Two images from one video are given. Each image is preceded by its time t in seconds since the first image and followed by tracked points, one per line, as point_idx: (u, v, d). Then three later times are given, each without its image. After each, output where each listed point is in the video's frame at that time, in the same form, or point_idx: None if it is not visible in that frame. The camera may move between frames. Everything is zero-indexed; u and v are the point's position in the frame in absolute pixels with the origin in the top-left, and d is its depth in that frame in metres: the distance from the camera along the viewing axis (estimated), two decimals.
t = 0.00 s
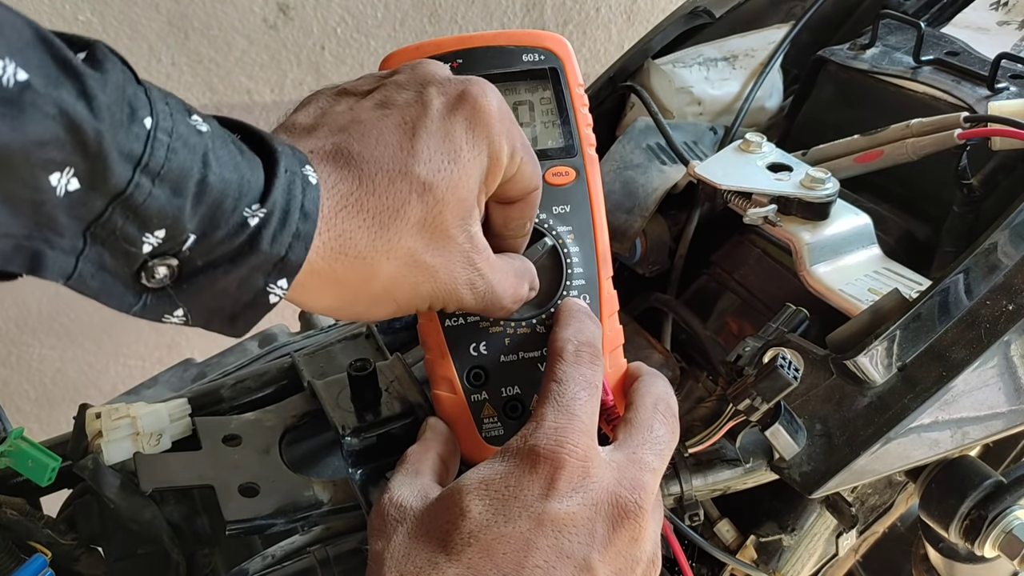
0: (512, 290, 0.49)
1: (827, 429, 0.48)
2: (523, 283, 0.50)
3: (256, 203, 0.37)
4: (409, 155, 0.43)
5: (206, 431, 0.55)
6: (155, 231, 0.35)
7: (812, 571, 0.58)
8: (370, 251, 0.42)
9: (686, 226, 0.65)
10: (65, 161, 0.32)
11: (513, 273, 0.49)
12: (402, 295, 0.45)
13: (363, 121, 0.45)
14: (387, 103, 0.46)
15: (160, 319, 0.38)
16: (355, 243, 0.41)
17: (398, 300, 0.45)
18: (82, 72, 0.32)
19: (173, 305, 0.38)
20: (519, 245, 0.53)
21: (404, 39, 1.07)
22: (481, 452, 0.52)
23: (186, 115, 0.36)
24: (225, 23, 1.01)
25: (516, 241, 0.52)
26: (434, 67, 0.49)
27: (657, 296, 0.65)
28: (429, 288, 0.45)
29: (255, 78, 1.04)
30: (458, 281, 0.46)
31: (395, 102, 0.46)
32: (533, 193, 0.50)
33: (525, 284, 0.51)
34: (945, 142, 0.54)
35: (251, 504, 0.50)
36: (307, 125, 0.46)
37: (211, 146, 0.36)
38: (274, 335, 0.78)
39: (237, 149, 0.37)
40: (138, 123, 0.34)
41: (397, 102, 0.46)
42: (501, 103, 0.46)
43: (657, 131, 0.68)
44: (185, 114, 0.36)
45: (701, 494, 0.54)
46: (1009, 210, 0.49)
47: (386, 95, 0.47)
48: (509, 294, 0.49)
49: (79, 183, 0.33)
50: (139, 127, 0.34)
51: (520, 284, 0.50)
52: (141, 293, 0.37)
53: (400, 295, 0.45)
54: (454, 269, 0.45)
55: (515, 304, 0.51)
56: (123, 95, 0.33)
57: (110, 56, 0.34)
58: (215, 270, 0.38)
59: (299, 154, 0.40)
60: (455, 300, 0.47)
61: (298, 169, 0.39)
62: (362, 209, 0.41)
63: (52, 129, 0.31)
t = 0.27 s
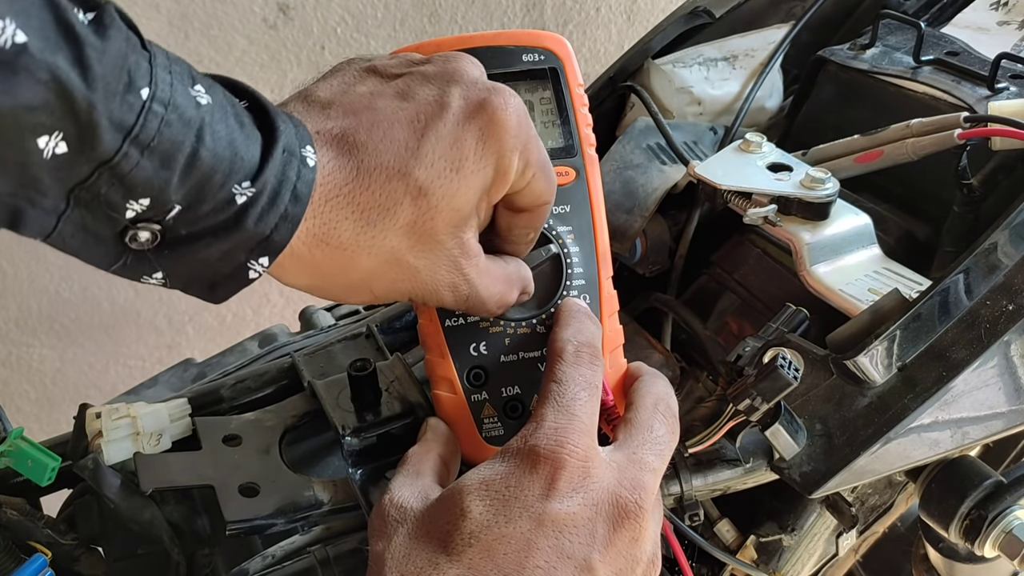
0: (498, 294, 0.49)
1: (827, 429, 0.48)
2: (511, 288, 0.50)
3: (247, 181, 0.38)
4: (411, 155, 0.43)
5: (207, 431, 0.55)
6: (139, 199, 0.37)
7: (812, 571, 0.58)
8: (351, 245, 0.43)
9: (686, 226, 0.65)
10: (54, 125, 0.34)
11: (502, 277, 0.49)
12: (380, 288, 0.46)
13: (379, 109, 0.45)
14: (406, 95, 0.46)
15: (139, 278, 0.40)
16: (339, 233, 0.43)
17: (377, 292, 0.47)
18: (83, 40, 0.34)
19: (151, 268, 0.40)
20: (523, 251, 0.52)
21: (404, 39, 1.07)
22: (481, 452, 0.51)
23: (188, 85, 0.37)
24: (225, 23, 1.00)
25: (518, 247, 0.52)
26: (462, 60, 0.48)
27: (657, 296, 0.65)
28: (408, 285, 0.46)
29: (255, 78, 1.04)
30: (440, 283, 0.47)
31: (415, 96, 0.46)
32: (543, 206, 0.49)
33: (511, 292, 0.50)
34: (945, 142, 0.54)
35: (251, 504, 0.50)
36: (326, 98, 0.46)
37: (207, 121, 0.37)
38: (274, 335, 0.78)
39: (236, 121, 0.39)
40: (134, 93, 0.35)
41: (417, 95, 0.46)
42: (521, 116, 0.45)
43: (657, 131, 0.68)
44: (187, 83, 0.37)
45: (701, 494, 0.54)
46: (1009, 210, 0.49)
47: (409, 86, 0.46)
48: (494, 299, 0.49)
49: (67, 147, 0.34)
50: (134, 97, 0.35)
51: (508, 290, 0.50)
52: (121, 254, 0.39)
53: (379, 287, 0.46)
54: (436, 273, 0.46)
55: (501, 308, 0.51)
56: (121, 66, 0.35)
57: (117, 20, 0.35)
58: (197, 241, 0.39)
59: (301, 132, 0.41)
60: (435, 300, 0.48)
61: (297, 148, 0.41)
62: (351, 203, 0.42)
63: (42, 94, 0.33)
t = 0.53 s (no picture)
0: (489, 297, 0.50)
1: (827, 429, 0.48)
2: (504, 290, 0.50)
3: (243, 170, 0.38)
4: (410, 160, 0.43)
5: (207, 431, 0.55)
6: (134, 183, 0.37)
7: (812, 571, 0.58)
8: (340, 244, 0.44)
9: (686, 226, 0.65)
10: (51, 109, 0.34)
11: (494, 281, 0.49)
12: (368, 285, 0.47)
13: (386, 108, 0.45)
14: (416, 95, 0.45)
15: (132, 259, 0.41)
16: (330, 231, 0.43)
17: (365, 288, 0.47)
18: (85, 27, 0.34)
19: (144, 250, 0.40)
20: (524, 254, 0.52)
21: (404, 39, 1.07)
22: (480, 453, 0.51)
23: (190, 71, 0.37)
24: (225, 24, 1.00)
25: (518, 250, 0.51)
26: (479, 62, 0.48)
27: (657, 296, 0.65)
28: (396, 285, 0.47)
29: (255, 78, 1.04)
30: (428, 286, 0.47)
31: (425, 97, 0.45)
32: (546, 216, 0.49)
33: (502, 296, 0.50)
34: (944, 142, 0.54)
35: (251, 504, 0.50)
36: (337, 90, 0.46)
37: (206, 108, 0.37)
38: (274, 335, 0.78)
39: (237, 109, 0.39)
40: (133, 80, 0.35)
41: (427, 96, 0.45)
42: (529, 130, 0.45)
43: (657, 132, 0.68)
44: (189, 70, 0.37)
45: (701, 494, 0.54)
46: (1009, 209, 0.49)
47: (420, 87, 0.46)
48: (484, 302, 0.50)
49: (64, 131, 0.34)
50: (134, 84, 0.35)
51: (500, 293, 0.50)
52: (114, 236, 0.39)
53: (367, 285, 0.47)
54: (425, 276, 0.46)
55: (490, 310, 0.51)
56: (121, 51, 0.35)
57: (120, 5, 0.35)
58: (191, 227, 0.40)
59: (303, 122, 0.41)
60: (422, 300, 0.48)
61: (297, 139, 0.41)
62: (344, 203, 0.43)
63: (39, 79, 0.33)
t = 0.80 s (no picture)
0: (485, 296, 0.49)
1: (827, 429, 0.48)
2: (502, 289, 0.50)
3: (237, 164, 0.38)
4: (405, 155, 0.43)
5: (206, 431, 0.55)
6: (128, 177, 0.37)
7: (812, 571, 0.58)
8: (335, 239, 0.44)
9: (686, 226, 0.65)
10: (45, 103, 0.34)
11: (492, 280, 0.49)
12: (363, 281, 0.47)
13: (381, 103, 0.44)
14: (411, 89, 0.45)
15: (126, 253, 0.41)
16: (324, 225, 0.43)
17: (360, 283, 0.47)
18: (79, 21, 0.34)
19: (139, 244, 0.40)
20: (521, 254, 0.52)
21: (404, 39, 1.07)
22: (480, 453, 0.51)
23: (184, 65, 0.37)
24: (225, 24, 1.00)
25: (516, 249, 0.51)
26: (474, 56, 0.48)
27: (657, 296, 0.65)
28: (390, 280, 0.47)
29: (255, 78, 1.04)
30: (423, 282, 0.47)
31: (420, 91, 0.45)
32: (543, 213, 0.48)
33: (499, 294, 0.50)
34: (944, 142, 0.54)
35: (251, 504, 0.50)
36: (332, 83, 0.46)
37: (200, 102, 0.37)
38: (274, 335, 0.78)
39: (232, 102, 0.39)
40: (127, 74, 0.35)
41: (423, 91, 0.45)
42: (525, 124, 0.45)
43: (657, 132, 0.68)
44: (184, 63, 0.37)
45: (701, 494, 0.54)
46: (1009, 209, 0.49)
47: (415, 82, 0.46)
48: (481, 299, 0.50)
49: (57, 125, 0.35)
50: (127, 77, 0.35)
51: (497, 293, 0.50)
52: (111, 229, 0.39)
53: (362, 280, 0.47)
54: (420, 272, 0.46)
55: (487, 309, 0.51)
56: (115, 46, 0.35)
57: None
58: (185, 221, 0.40)
59: (298, 115, 0.41)
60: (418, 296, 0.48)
61: (291, 133, 0.41)
62: (339, 198, 0.43)
63: (33, 72, 0.33)
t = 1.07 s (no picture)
0: (480, 296, 0.49)
1: (827, 429, 0.48)
2: (498, 290, 0.50)
3: (229, 163, 0.39)
4: (395, 156, 0.43)
5: (206, 431, 0.55)
6: (120, 175, 0.37)
7: (812, 571, 0.58)
8: (325, 238, 0.44)
9: (686, 226, 0.65)
10: (38, 101, 0.34)
11: (488, 280, 0.49)
12: (354, 280, 0.47)
13: (374, 103, 0.44)
14: (405, 89, 0.45)
15: (119, 250, 0.41)
16: (314, 225, 0.43)
17: (352, 282, 0.47)
18: (72, 20, 0.34)
19: (132, 240, 0.41)
20: (520, 254, 0.52)
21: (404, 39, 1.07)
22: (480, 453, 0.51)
23: (177, 63, 0.37)
24: (225, 24, 1.00)
25: (514, 250, 0.51)
26: (470, 57, 0.47)
27: (657, 296, 0.65)
28: (382, 280, 0.47)
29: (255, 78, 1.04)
30: (414, 282, 0.47)
31: (413, 91, 0.45)
32: (540, 215, 0.48)
33: (495, 295, 0.50)
34: (945, 142, 0.54)
35: (251, 504, 0.50)
36: (326, 83, 0.46)
37: (192, 101, 0.38)
38: (274, 335, 0.78)
39: (224, 100, 0.39)
40: (120, 73, 0.35)
41: (416, 91, 0.45)
42: (518, 127, 0.44)
43: (657, 132, 0.68)
44: (177, 62, 0.38)
45: (701, 494, 0.54)
46: (1009, 209, 0.49)
47: (409, 82, 0.46)
48: (477, 300, 0.49)
49: (50, 124, 0.35)
50: (119, 77, 0.35)
51: (493, 294, 0.50)
52: (103, 226, 0.39)
53: (354, 279, 0.47)
54: (411, 272, 0.47)
55: (483, 309, 0.51)
56: (108, 45, 0.35)
57: None
58: (177, 218, 0.40)
59: (291, 114, 0.42)
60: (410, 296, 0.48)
61: (285, 131, 0.41)
62: (329, 199, 0.43)
63: (27, 71, 0.34)
